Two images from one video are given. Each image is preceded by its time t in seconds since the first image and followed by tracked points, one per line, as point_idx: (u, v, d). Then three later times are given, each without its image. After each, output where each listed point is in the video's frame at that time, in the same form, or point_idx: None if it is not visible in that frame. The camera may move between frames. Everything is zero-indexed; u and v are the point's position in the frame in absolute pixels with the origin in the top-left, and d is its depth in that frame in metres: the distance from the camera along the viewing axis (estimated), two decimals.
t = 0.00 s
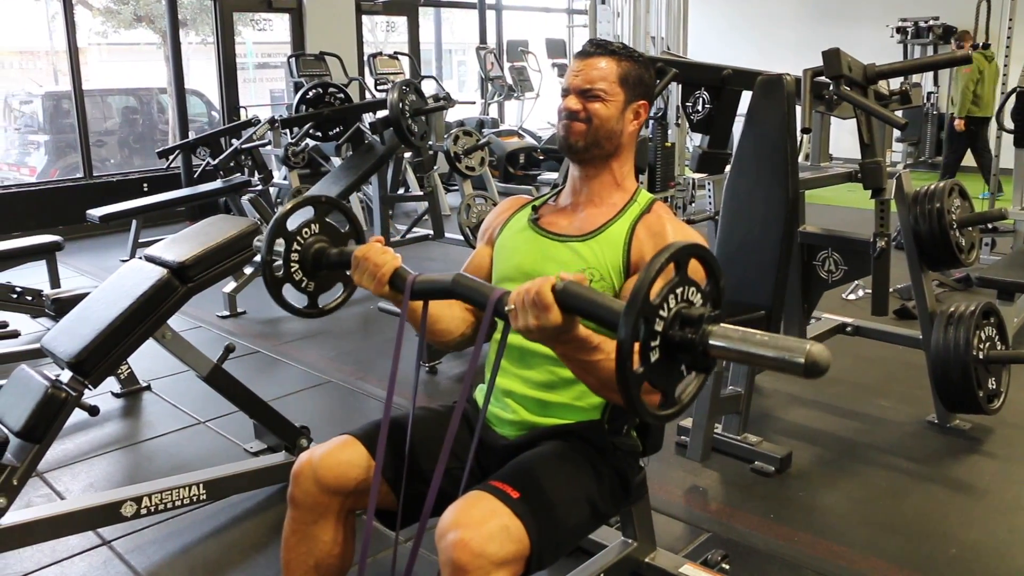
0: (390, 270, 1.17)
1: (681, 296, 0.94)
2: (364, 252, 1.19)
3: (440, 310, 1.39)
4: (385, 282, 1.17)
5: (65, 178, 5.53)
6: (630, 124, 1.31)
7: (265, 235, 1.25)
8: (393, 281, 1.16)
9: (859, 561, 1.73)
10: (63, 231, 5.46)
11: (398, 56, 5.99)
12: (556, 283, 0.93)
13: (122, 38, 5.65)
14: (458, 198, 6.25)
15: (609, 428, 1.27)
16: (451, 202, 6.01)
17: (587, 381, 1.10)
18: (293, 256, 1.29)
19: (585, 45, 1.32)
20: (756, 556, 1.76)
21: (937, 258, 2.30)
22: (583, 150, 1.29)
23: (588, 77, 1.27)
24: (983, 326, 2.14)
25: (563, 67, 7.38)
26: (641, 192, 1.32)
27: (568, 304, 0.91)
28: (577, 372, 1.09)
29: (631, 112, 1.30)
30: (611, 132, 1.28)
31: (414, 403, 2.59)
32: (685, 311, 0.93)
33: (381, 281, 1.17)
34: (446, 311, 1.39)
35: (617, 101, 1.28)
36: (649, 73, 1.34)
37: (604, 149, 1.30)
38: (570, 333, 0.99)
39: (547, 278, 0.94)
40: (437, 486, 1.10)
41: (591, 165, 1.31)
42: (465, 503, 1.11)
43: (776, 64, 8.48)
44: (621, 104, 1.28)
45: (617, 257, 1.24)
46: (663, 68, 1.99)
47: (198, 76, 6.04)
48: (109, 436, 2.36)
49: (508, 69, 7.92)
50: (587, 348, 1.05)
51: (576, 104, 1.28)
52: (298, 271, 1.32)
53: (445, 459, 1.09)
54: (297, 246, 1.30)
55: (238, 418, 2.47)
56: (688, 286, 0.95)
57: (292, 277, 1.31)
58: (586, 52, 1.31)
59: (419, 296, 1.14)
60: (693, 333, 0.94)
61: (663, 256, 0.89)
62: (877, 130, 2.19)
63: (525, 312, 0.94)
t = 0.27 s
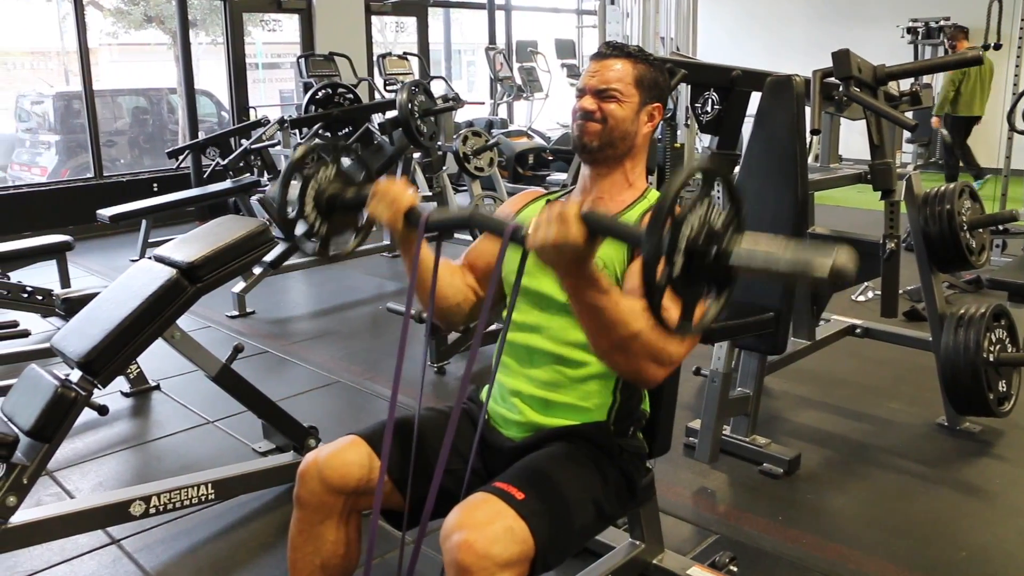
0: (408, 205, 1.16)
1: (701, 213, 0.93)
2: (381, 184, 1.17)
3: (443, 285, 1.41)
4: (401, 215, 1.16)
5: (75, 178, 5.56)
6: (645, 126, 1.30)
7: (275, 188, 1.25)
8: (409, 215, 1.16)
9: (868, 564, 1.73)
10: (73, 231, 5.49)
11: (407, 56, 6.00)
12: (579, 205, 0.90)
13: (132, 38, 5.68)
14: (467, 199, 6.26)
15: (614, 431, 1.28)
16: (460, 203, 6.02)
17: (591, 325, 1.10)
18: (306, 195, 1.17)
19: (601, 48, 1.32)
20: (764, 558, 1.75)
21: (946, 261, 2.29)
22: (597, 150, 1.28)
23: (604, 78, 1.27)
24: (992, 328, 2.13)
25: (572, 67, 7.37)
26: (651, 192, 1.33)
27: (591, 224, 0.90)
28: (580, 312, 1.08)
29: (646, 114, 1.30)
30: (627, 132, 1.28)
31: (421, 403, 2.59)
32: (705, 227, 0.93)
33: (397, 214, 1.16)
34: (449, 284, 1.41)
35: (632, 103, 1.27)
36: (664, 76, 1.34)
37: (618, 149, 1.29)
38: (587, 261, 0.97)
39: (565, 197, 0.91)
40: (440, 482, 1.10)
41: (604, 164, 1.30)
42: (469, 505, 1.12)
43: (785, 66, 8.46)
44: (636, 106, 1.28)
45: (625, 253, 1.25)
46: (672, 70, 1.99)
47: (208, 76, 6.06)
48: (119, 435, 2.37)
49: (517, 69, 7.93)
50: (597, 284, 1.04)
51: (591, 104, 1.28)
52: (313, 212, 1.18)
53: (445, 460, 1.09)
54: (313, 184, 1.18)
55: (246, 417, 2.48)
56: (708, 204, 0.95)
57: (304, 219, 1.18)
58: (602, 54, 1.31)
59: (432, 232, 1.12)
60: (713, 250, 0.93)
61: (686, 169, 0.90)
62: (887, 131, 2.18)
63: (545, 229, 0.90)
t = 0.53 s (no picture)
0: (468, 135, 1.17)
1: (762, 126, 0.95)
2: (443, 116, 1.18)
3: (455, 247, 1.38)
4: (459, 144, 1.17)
5: (85, 177, 5.59)
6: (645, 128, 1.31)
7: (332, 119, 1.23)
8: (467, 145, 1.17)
9: (876, 566, 1.72)
10: (83, 231, 5.52)
11: (416, 57, 6.01)
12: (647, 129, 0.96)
13: (142, 39, 5.70)
14: (475, 200, 6.27)
15: (620, 433, 1.27)
16: (468, 204, 6.03)
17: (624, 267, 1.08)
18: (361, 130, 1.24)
19: (599, 49, 1.32)
20: (771, 561, 1.75)
21: (955, 263, 2.28)
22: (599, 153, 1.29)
23: (603, 82, 1.27)
24: (1002, 331, 2.12)
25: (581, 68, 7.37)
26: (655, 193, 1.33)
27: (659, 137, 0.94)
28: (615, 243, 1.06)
29: (646, 116, 1.30)
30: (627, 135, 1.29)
31: (429, 404, 2.60)
32: (770, 136, 0.95)
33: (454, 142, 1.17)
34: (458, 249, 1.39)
35: (632, 105, 1.27)
36: (664, 76, 1.33)
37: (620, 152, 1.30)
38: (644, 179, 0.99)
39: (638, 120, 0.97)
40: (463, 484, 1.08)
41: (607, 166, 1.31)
42: (475, 507, 1.12)
43: (794, 66, 8.44)
44: (636, 108, 1.28)
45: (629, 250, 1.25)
46: (679, 71, 1.98)
47: (217, 77, 6.08)
48: (127, 435, 2.38)
49: (525, 70, 7.93)
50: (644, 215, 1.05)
51: (591, 108, 1.28)
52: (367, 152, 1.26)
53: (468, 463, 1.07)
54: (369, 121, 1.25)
55: (254, 417, 2.48)
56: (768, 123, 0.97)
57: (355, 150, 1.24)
58: (600, 56, 1.30)
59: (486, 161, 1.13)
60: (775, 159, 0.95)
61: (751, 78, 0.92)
62: (895, 133, 2.18)
63: (608, 143, 0.95)
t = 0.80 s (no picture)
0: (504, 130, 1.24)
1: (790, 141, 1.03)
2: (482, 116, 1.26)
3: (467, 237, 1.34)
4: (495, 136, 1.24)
5: (88, 177, 5.60)
6: (648, 129, 1.30)
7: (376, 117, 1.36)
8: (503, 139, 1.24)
9: (877, 568, 1.72)
10: (86, 230, 5.52)
11: (419, 57, 6.01)
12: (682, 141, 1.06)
13: (146, 39, 5.71)
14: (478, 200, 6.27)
15: (620, 433, 1.27)
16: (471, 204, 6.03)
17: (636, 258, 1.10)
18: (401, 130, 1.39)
19: (601, 52, 1.32)
20: (772, 562, 1.74)
21: (958, 264, 2.27)
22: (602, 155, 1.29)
23: (605, 84, 1.27)
24: (1005, 332, 2.11)
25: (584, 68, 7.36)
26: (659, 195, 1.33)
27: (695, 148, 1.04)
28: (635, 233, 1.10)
29: (649, 117, 1.29)
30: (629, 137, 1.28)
31: (431, 405, 2.60)
32: (800, 153, 1.04)
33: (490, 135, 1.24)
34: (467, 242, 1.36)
35: (634, 107, 1.27)
36: (666, 77, 1.32)
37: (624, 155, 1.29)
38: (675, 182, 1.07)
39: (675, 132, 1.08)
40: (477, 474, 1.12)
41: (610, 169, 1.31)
42: (473, 508, 1.11)
43: (798, 67, 8.42)
44: (638, 110, 1.27)
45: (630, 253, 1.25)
46: (681, 71, 1.98)
47: (221, 76, 6.09)
48: (129, 434, 2.38)
49: (529, 70, 7.93)
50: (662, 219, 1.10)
51: (593, 111, 1.28)
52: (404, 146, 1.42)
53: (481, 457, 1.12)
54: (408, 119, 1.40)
55: (256, 417, 2.49)
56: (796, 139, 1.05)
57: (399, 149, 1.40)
58: (603, 58, 1.30)
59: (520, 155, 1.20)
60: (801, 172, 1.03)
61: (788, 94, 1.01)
62: (898, 133, 2.17)
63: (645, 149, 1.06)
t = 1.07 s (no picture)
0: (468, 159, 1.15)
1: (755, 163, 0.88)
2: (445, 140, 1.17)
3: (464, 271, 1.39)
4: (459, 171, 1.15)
5: (90, 177, 5.61)
6: (646, 130, 1.30)
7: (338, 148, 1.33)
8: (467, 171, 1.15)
9: (878, 569, 1.71)
10: (88, 230, 5.53)
11: (421, 56, 6.02)
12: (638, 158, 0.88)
13: (148, 39, 5.71)
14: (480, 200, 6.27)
15: (621, 434, 1.27)
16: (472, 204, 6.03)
17: (625, 299, 1.05)
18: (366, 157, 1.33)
19: (599, 52, 1.32)
20: (773, 563, 1.74)
21: (960, 264, 2.27)
22: (601, 158, 1.29)
23: (603, 86, 1.27)
24: (1006, 332, 2.11)
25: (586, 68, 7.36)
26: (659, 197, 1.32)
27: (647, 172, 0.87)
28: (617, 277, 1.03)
29: (647, 118, 1.29)
30: (628, 140, 1.28)
31: (432, 405, 2.60)
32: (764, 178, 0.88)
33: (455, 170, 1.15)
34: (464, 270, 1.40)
35: (633, 109, 1.27)
36: (665, 78, 1.32)
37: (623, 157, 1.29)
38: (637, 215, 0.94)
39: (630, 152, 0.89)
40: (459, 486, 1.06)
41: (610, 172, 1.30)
42: (471, 507, 1.11)
43: (800, 67, 8.42)
44: (637, 111, 1.27)
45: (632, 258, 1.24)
46: (682, 71, 1.97)
47: (223, 77, 6.09)
48: (130, 434, 2.38)
49: (531, 70, 7.93)
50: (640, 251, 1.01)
51: (591, 114, 1.28)
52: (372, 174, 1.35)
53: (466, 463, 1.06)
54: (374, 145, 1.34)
55: (256, 418, 2.49)
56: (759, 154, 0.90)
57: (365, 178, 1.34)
58: (601, 59, 1.30)
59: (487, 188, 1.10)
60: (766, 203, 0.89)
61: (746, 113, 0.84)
62: (899, 134, 2.17)
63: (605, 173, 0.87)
